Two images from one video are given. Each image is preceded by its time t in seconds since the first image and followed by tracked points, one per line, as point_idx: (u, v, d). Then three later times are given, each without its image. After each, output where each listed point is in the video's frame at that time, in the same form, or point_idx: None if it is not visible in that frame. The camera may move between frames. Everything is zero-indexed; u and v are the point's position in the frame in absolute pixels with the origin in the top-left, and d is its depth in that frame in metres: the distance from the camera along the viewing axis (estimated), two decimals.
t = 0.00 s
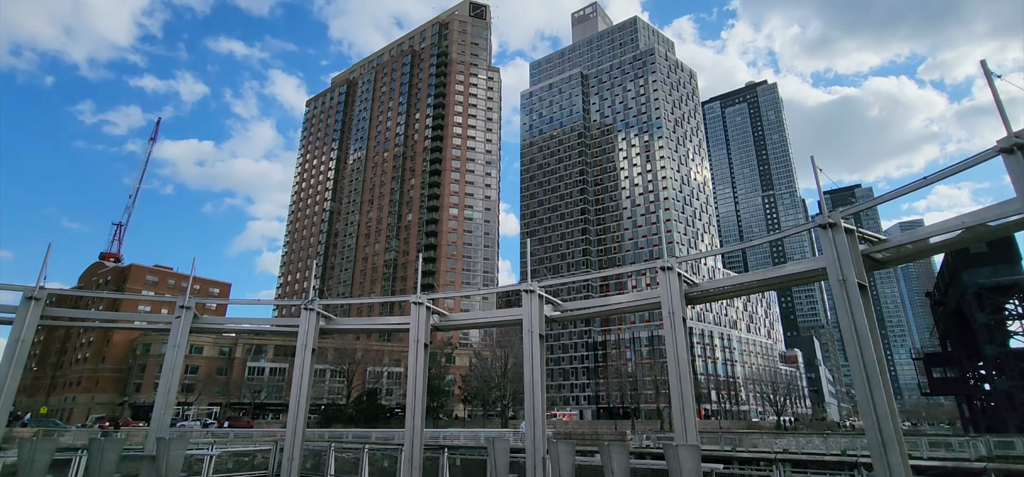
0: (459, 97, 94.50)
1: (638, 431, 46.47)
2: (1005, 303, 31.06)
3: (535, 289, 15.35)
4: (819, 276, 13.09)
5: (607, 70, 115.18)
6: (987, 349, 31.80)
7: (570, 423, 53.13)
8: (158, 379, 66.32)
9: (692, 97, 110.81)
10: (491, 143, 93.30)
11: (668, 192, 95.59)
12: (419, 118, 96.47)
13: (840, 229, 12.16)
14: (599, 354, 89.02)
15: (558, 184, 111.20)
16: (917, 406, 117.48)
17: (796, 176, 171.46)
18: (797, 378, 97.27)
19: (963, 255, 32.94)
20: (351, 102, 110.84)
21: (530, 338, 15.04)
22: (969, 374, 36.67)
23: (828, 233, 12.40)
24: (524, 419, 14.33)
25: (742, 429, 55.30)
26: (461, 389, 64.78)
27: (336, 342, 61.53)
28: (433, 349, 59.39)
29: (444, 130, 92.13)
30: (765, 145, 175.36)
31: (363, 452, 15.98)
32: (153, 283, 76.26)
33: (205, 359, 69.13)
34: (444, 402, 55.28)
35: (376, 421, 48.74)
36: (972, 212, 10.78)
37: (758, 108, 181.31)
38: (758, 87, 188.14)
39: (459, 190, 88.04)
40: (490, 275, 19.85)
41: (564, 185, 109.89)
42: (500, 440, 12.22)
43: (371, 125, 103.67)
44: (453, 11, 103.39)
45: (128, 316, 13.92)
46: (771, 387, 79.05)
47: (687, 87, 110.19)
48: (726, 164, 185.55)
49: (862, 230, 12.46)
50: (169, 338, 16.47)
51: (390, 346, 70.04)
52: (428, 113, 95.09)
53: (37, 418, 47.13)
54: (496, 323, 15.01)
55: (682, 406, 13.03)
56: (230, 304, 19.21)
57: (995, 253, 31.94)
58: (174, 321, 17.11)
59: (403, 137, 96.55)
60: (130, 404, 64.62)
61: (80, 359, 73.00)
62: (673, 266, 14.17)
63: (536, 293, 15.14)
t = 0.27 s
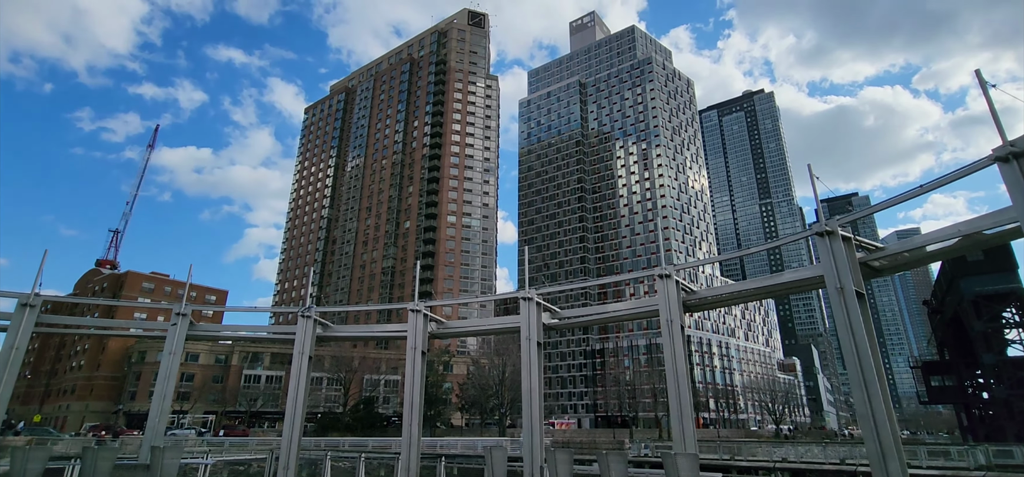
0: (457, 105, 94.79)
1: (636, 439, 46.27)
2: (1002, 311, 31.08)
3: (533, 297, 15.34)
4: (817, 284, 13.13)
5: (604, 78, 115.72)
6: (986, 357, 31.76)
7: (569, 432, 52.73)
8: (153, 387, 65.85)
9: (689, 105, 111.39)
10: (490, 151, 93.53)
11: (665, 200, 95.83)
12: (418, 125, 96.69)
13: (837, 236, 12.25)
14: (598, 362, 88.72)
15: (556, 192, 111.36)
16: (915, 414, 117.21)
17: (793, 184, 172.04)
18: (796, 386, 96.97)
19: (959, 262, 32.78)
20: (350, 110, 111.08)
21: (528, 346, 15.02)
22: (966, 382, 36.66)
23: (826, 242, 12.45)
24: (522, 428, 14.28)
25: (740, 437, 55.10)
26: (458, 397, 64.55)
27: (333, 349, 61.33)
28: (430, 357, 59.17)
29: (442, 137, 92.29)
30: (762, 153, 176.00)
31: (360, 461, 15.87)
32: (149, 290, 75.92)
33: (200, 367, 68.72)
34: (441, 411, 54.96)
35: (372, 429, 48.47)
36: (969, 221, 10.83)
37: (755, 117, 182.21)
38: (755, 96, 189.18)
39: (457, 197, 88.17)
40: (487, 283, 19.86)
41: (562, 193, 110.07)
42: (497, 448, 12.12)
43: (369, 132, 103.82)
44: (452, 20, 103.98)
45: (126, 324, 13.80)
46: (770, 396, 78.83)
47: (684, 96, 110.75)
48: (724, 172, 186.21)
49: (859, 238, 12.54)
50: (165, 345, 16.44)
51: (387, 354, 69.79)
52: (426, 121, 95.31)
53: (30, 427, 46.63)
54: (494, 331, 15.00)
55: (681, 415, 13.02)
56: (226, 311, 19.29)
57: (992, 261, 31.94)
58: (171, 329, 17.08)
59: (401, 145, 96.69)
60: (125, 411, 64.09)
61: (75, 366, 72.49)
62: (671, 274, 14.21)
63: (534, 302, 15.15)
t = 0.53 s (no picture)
0: (456, 108, 94.98)
1: (634, 443, 46.20)
2: (999, 316, 31.14)
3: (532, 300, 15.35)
4: (814, 287, 13.16)
5: (603, 82, 116.02)
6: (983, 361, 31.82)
7: (567, 435, 52.60)
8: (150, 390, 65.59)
9: (687, 110, 111.82)
10: (488, 154, 93.66)
11: (663, 204, 96.00)
12: (416, 129, 96.81)
13: (834, 240, 12.29)
14: (595, 365, 88.67)
15: (554, 195, 111.45)
16: (912, 418, 117.35)
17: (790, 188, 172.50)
18: (793, 390, 97.02)
19: (956, 266, 32.70)
20: (348, 113, 111.17)
21: (526, 349, 15.01)
22: (963, 385, 36.76)
23: (822, 245, 12.50)
24: (520, 431, 14.27)
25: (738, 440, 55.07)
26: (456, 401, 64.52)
27: (331, 353, 61.28)
28: (428, 360, 59.11)
29: (441, 141, 92.44)
30: (760, 157, 176.38)
31: (357, 464, 15.83)
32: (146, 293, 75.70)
33: (197, 370, 68.52)
34: (439, 414, 54.89)
35: (370, 433, 48.36)
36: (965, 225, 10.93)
37: (752, 121, 182.80)
38: (752, 100, 189.84)
39: (455, 201, 88.23)
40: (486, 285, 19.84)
41: (560, 196, 110.18)
42: (494, 452, 12.10)
43: (367, 136, 103.80)
44: (451, 24, 104.25)
45: (123, 327, 13.65)
46: (768, 400, 78.91)
47: (682, 100, 111.14)
48: (722, 176, 186.66)
49: (856, 241, 12.59)
50: (161, 348, 16.39)
51: (385, 357, 69.78)
52: (425, 124, 95.42)
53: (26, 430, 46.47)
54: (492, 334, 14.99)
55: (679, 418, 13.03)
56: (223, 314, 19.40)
57: (988, 265, 32.00)
58: (167, 332, 17.04)
59: (399, 148, 96.69)
60: (121, 415, 63.83)
61: (71, 370, 72.18)
62: (669, 278, 14.23)
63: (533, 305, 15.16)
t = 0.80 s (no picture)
0: (455, 108, 95.01)
1: (631, 443, 46.17)
2: (996, 317, 31.23)
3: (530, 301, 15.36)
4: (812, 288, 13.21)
5: (602, 83, 116.09)
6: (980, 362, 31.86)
7: (565, 436, 52.51)
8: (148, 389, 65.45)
9: (685, 111, 112.00)
10: (487, 155, 93.67)
11: (662, 205, 96.07)
12: (415, 129, 96.81)
13: (833, 241, 12.31)
14: (594, 366, 88.73)
15: (553, 196, 111.48)
16: (910, 419, 117.64)
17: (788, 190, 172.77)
18: (791, 391, 97.10)
19: (954, 268, 32.96)
20: (347, 113, 111.12)
21: (525, 349, 15.02)
22: (960, 387, 36.83)
23: (820, 245, 12.52)
24: (518, 432, 14.28)
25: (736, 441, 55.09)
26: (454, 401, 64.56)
27: (329, 353, 61.31)
28: (426, 360, 59.07)
29: (440, 141, 92.42)
30: (758, 158, 176.46)
31: (355, 465, 15.83)
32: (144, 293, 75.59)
33: (195, 370, 68.39)
34: (437, 414, 54.85)
35: (368, 433, 48.33)
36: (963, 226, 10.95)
37: (751, 123, 183.02)
38: (751, 101, 190.04)
39: (454, 201, 88.21)
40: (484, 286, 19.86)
41: (559, 197, 110.19)
42: (492, 452, 12.12)
43: (366, 136, 103.70)
44: (450, 24, 104.32)
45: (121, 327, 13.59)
46: (766, 400, 79.02)
47: (681, 101, 111.29)
48: (720, 177, 186.83)
49: (855, 242, 12.62)
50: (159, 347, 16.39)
51: (383, 357, 69.83)
52: (424, 125, 95.41)
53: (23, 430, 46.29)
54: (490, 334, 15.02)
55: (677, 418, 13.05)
56: (221, 314, 19.43)
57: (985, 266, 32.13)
58: (165, 332, 17.04)
59: (398, 148, 96.65)
60: (118, 414, 63.68)
61: (68, 369, 72.03)
62: (667, 278, 14.25)
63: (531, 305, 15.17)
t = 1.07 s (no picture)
0: (454, 107, 94.84)
1: (629, 442, 46.26)
2: (994, 317, 31.40)
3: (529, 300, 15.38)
4: (810, 288, 13.24)
5: (601, 82, 115.96)
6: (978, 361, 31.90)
7: (564, 435, 52.50)
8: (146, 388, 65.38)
9: (684, 110, 111.93)
10: (486, 154, 93.56)
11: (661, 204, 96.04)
12: (414, 127, 96.66)
13: (832, 240, 12.32)
14: (592, 365, 88.78)
15: (552, 195, 111.41)
16: (908, 419, 117.95)
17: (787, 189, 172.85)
18: (790, 390, 97.15)
19: (952, 268, 33.10)
20: (346, 111, 110.90)
21: (523, 348, 15.03)
22: (958, 387, 36.92)
23: (819, 245, 12.54)
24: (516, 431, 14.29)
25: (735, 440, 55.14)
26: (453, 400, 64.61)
27: (328, 351, 61.31)
28: (425, 359, 59.05)
29: (439, 140, 92.30)
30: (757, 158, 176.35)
31: (354, 464, 15.84)
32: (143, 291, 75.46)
33: (194, 369, 68.24)
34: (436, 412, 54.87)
35: (367, 431, 48.34)
36: (961, 225, 10.98)
37: (750, 122, 182.90)
38: (750, 101, 189.89)
39: (453, 200, 88.10)
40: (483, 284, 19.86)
41: (558, 196, 110.11)
42: (490, 452, 12.12)
43: (365, 134, 103.54)
44: (449, 23, 104.14)
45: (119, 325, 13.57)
46: (764, 399, 79.12)
47: (680, 101, 111.19)
48: (719, 176, 186.81)
49: (853, 241, 12.64)
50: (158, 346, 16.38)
51: (381, 356, 69.80)
52: (423, 123, 95.27)
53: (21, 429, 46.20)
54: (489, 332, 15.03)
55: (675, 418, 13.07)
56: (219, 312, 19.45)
57: (983, 266, 32.31)
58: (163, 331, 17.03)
59: (397, 147, 96.51)
60: (117, 413, 63.62)
61: (67, 367, 71.97)
62: (666, 278, 14.28)
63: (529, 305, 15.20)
